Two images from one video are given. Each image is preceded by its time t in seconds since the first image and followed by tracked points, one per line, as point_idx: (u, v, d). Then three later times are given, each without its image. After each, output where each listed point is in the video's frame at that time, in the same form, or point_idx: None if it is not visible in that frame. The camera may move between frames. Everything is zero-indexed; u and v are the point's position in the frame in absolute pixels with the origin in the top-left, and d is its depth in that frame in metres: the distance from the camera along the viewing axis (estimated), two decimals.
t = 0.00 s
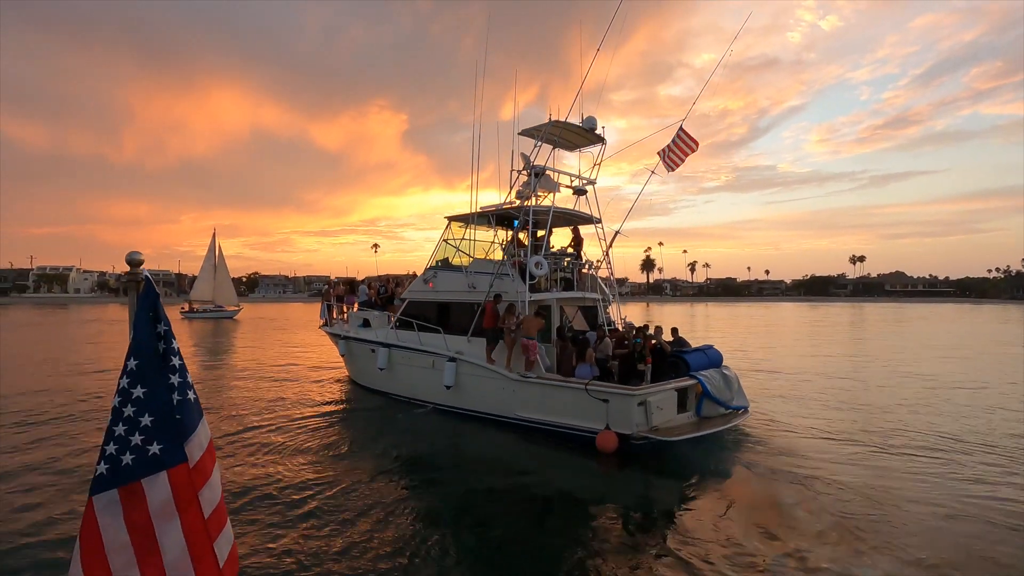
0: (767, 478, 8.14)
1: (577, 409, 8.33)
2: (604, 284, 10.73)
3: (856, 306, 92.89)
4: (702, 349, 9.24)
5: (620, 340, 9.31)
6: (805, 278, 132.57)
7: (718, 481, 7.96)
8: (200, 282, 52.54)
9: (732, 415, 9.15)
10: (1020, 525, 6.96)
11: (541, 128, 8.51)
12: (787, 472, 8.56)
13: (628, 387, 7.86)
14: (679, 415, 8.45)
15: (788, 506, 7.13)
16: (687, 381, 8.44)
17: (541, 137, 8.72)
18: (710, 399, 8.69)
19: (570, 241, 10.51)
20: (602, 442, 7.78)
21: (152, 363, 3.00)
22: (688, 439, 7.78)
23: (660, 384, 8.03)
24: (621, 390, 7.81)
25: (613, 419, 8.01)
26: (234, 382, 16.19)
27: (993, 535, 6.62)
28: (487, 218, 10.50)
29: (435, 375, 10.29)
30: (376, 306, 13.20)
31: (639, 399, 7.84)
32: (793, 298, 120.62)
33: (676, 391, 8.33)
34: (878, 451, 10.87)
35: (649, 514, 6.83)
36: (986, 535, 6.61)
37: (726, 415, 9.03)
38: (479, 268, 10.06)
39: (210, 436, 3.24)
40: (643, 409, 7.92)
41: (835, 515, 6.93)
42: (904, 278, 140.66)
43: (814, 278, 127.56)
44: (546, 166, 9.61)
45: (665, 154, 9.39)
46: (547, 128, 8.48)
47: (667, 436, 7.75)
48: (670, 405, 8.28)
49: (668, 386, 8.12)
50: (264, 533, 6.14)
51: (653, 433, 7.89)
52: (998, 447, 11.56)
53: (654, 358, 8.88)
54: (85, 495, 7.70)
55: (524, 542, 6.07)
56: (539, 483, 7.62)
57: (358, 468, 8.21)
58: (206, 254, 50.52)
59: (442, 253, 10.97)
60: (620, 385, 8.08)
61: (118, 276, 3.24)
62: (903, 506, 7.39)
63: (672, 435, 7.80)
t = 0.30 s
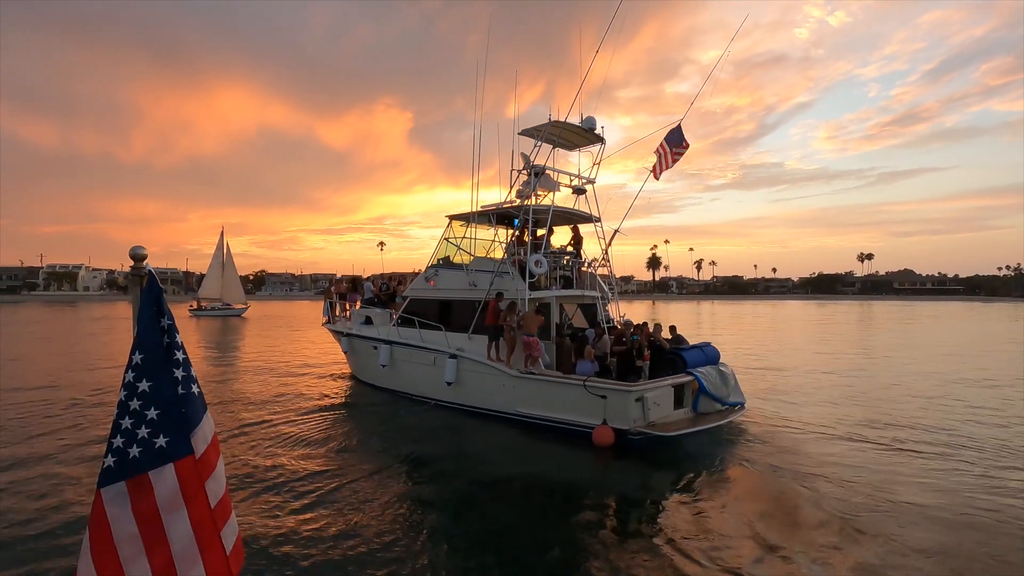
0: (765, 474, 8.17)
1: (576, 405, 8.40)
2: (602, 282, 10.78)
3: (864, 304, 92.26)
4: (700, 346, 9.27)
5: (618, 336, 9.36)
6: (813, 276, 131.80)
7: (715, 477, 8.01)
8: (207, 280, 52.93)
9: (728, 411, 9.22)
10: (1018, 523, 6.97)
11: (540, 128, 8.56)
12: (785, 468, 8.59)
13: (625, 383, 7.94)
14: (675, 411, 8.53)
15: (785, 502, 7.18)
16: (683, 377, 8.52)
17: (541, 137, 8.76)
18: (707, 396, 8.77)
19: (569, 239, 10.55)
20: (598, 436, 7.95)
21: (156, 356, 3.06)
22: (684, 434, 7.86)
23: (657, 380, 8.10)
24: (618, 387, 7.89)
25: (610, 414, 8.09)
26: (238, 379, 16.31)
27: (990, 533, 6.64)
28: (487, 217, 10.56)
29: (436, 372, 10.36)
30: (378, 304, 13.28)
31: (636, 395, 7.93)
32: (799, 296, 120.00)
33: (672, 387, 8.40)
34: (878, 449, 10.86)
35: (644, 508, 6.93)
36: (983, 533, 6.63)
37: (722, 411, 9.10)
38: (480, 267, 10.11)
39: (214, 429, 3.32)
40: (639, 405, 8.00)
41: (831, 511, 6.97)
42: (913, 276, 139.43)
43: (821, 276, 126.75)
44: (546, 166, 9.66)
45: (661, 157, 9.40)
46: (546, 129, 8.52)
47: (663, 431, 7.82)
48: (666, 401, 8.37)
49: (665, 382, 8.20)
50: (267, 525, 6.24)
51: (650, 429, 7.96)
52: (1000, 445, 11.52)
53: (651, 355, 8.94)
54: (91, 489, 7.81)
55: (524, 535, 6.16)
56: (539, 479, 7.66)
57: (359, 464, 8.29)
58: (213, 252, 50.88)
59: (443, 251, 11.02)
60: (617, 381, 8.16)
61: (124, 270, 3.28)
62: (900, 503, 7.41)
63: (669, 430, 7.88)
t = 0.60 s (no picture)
0: (760, 472, 8.20)
1: (572, 401, 8.49)
2: (600, 281, 10.85)
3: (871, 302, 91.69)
4: (697, 344, 9.40)
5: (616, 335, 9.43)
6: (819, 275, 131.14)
7: (711, 475, 8.03)
8: (214, 279, 53.31)
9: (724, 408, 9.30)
10: (1013, 522, 6.97)
11: (538, 130, 8.60)
12: (781, 466, 8.61)
13: (621, 380, 8.02)
14: (671, 407, 8.61)
15: (779, 500, 7.20)
16: (679, 375, 8.60)
17: (539, 138, 8.81)
18: (702, 393, 8.82)
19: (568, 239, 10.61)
20: (595, 430, 8.14)
21: (147, 351, 3.11)
22: (680, 429, 7.94)
23: (653, 377, 8.19)
24: (614, 383, 7.98)
25: (606, 410, 8.18)
26: (243, 377, 16.47)
27: (984, 531, 6.64)
28: (487, 216, 10.62)
29: (436, 369, 10.44)
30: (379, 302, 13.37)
31: (632, 392, 8.01)
32: (805, 295, 119.41)
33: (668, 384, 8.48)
34: (878, 447, 10.85)
35: (637, 506, 6.95)
36: (978, 531, 6.63)
37: (718, 408, 9.17)
38: (479, 265, 10.20)
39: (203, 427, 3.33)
40: (635, 401, 8.09)
41: (825, 509, 6.99)
42: (921, 275, 138.37)
43: (828, 274, 126.06)
44: (544, 166, 9.71)
45: (659, 154, 9.42)
46: (544, 130, 8.57)
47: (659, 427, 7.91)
48: (662, 398, 8.45)
49: (660, 379, 8.29)
50: (262, 520, 6.31)
51: (645, 425, 8.05)
52: (1002, 445, 11.47)
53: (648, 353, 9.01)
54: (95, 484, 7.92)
55: (516, 532, 6.19)
56: (536, 476, 7.71)
57: (358, 460, 8.37)
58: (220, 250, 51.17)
59: (443, 250, 11.09)
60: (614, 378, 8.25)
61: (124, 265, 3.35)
62: (895, 501, 7.42)
63: (664, 426, 7.97)
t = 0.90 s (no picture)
0: (756, 471, 8.22)
1: (569, 399, 8.56)
2: (598, 280, 10.92)
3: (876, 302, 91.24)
4: (692, 343, 9.54)
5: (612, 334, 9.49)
6: (825, 274, 130.48)
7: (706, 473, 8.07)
8: (220, 278, 53.57)
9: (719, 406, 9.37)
10: (1011, 522, 6.97)
11: (536, 131, 8.64)
12: (777, 464, 8.63)
13: (617, 378, 8.10)
14: (666, 405, 8.69)
15: (773, 499, 7.21)
16: (674, 373, 8.68)
17: (537, 139, 8.84)
18: (697, 390, 8.90)
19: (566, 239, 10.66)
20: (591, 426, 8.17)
21: (134, 346, 3.10)
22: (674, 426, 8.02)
23: (648, 374, 8.27)
24: (610, 381, 8.05)
25: (602, 408, 8.25)
26: (245, 375, 16.57)
27: (979, 531, 6.64)
28: (486, 217, 10.67)
29: (435, 367, 10.50)
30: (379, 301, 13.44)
31: (627, 389, 8.08)
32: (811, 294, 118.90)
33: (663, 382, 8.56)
34: (876, 447, 10.86)
35: (634, 505, 6.96)
36: (975, 532, 6.63)
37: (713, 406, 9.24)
38: (478, 265, 10.24)
39: (188, 425, 3.29)
40: (631, 399, 8.16)
41: (820, 508, 7.00)
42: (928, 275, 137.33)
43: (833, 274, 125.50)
44: (542, 167, 9.75)
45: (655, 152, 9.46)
46: (542, 131, 8.60)
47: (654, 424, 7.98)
48: (657, 396, 8.53)
49: (656, 377, 8.37)
50: (257, 519, 6.31)
51: (640, 422, 8.12)
52: (1001, 445, 11.47)
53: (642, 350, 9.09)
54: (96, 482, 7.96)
55: (513, 532, 6.17)
56: (533, 474, 7.74)
57: (357, 458, 8.41)
58: (226, 250, 51.39)
59: (442, 250, 11.14)
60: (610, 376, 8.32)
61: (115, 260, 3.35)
62: (890, 501, 7.43)
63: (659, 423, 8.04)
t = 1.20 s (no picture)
0: (751, 470, 8.24)
1: (565, 396, 8.63)
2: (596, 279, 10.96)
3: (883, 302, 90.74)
4: (688, 341, 9.61)
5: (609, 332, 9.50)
6: (831, 273, 129.81)
7: (702, 471, 8.10)
8: (226, 277, 53.85)
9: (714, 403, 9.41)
10: (1009, 522, 6.94)
11: (534, 132, 8.67)
12: (773, 463, 8.64)
13: (612, 376, 8.15)
14: (661, 402, 8.73)
15: (770, 498, 7.21)
16: (669, 371, 8.72)
17: (535, 140, 8.87)
18: (692, 389, 8.94)
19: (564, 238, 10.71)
20: (585, 422, 8.15)
21: (128, 344, 3.13)
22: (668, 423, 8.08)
23: (643, 372, 8.32)
24: (605, 378, 8.11)
25: (597, 405, 8.31)
26: (248, 374, 16.65)
27: (976, 532, 6.63)
28: (485, 217, 10.73)
29: (434, 365, 10.56)
30: (379, 301, 13.50)
31: (622, 386, 8.13)
32: (817, 294, 118.33)
33: (658, 380, 8.60)
34: (875, 446, 10.84)
35: (628, 500, 7.04)
36: (972, 531, 6.62)
37: (708, 403, 9.28)
38: (477, 264, 10.32)
39: (184, 422, 3.36)
40: (626, 396, 8.20)
41: (815, 507, 7.01)
42: (935, 274, 136.38)
43: (840, 273, 124.81)
44: (540, 167, 9.78)
45: (652, 152, 9.46)
46: (540, 132, 8.63)
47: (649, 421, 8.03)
48: (652, 393, 8.58)
49: (651, 375, 8.41)
50: (255, 516, 6.37)
51: (635, 419, 8.17)
52: (1002, 445, 11.42)
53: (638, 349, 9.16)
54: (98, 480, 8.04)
55: (512, 530, 6.18)
56: (530, 470, 7.79)
57: (355, 455, 8.46)
58: (232, 250, 51.63)
59: (442, 249, 11.20)
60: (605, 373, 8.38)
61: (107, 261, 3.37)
62: (887, 501, 7.43)
63: (654, 420, 8.10)
